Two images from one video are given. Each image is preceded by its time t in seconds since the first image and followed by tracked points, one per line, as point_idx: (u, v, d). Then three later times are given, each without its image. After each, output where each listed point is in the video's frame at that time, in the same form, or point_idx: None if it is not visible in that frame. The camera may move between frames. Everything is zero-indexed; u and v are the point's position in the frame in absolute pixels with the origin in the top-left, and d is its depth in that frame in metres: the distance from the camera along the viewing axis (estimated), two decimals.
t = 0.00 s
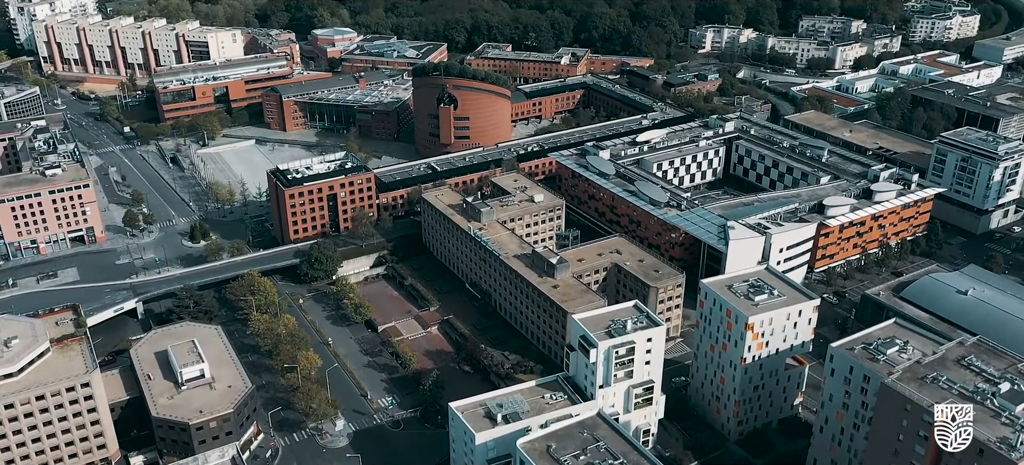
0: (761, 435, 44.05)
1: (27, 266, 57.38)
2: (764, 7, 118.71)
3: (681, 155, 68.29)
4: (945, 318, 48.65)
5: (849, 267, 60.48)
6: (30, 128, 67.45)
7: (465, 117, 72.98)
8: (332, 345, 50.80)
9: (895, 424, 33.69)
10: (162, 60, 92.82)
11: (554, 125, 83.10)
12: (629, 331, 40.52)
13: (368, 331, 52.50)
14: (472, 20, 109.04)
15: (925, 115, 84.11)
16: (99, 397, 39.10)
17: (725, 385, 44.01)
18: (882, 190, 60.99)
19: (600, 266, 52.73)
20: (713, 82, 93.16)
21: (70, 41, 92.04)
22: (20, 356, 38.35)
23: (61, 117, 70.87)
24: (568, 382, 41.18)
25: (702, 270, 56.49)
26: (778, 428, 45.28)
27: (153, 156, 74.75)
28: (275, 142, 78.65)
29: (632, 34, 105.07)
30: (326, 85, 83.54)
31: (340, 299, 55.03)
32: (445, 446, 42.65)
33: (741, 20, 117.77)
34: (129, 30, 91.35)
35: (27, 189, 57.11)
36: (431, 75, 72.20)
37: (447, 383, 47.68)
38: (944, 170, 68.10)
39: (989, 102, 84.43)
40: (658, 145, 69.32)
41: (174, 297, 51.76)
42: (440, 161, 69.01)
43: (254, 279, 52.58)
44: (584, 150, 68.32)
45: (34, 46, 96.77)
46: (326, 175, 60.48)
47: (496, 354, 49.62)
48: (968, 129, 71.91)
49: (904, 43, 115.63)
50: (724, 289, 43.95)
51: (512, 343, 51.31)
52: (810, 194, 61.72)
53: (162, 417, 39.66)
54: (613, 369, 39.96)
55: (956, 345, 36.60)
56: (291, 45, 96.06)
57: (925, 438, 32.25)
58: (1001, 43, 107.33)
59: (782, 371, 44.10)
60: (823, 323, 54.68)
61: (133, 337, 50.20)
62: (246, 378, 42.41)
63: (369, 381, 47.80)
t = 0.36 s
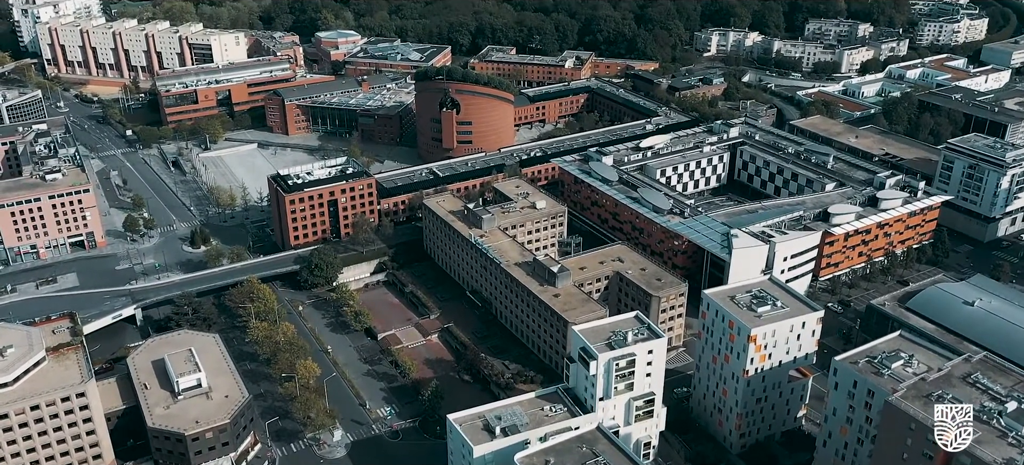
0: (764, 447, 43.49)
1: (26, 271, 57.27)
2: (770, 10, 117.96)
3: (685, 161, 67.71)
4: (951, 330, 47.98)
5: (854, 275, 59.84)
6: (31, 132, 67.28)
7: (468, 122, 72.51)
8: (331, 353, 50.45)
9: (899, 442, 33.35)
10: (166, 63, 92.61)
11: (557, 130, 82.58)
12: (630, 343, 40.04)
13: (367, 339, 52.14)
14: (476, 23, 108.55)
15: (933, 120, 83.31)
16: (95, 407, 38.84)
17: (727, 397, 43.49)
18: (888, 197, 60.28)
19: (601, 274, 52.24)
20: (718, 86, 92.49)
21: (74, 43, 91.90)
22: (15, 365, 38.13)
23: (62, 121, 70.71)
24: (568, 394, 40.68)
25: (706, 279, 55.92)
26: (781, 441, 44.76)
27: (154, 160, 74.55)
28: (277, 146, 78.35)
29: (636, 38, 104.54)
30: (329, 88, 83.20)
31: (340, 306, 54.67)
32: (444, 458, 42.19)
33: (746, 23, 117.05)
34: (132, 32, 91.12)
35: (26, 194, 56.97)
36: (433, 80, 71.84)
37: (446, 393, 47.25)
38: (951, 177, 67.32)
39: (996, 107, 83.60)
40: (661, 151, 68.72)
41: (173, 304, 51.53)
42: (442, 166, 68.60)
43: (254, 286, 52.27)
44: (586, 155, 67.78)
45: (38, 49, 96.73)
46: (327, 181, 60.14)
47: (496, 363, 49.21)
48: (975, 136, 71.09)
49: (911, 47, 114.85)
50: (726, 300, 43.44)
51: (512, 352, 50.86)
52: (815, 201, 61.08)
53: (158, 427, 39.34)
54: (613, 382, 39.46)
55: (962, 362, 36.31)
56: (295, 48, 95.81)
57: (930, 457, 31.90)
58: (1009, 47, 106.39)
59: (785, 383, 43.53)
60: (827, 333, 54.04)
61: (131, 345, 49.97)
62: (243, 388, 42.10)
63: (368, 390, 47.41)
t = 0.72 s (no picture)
0: None
1: (25, 282, 57.06)
2: (775, 18, 117.39)
3: (688, 172, 67.15)
4: (957, 347, 47.28)
5: (858, 289, 59.16)
6: (32, 141, 67.11)
7: (470, 132, 72.09)
8: (330, 367, 50.07)
9: None
10: (169, 70, 92.43)
11: (560, 139, 82.10)
12: (631, 360, 39.51)
13: (367, 352, 51.71)
14: (480, 31, 108.12)
15: (939, 131, 82.54)
16: (89, 422, 38.54)
17: (729, 415, 42.89)
18: (894, 210, 59.60)
19: (603, 288, 51.71)
20: (723, 95, 91.92)
21: (77, 50, 91.81)
22: (9, 380, 37.89)
23: (64, 129, 70.52)
24: (568, 411, 40.17)
25: (708, 293, 55.33)
26: (784, 459, 44.15)
27: (156, 169, 74.35)
28: (279, 155, 78.05)
29: (641, 46, 104.03)
30: (331, 97, 82.94)
31: (340, 319, 54.27)
32: None
33: (752, 31, 116.41)
34: (135, 39, 90.91)
35: (26, 204, 56.81)
36: (436, 89, 71.53)
37: (445, 408, 46.77)
38: (957, 189, 66.60)
39: (1004, 117, 82.81)
40: (665, 162, 68.17)
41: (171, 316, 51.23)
42: (444, 176, 68.19)
43: (252, 298, 51.91)
44: (589, 166, 67.29)
45: (42, 56, 96.67)
46: (328, 192, 59.79)
47: (496, 378, 48.74)
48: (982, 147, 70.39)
49: (917, 55, 114.11)
50: (728, 316, 42.90)
51: (512, 367, 50.34)
52: (820, 214, 60.44)
53: (152, 443, 38.96)
54: (613, 399, 38.93)
55: (968, 384, 36.26)
56: (298, 55, 95.58)
57: None
58: (1016, 56, 105.59)
59: (788, 401, 42.92)
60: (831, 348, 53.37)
61: (129, 357, 49.65)
62: (239, 403, 41.70)
63: (367, 405, 46.97)
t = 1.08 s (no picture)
0: None
1: (20, 304, 56.71)
2: (776, 37, 117.35)
3: (689, 193, 66.69)
4: (961, 373, 46.59)
5: (861, 312, 58.46)
6: (30, 161, 66.95)
7: (470, 152, 71.77)
8: (325, 391, 49.45)
9: None
10: (169, 89, 92.38)
11: (560, 159, 81.72)
12: (629, 388, 38.85)
13: (363, 376, 51.10)
14: (481, 50, 107.99)
15: (941, 152, 81.99)
16: (79, 449, 38.03)
17: (729, 443, 42.17)
18: (896, 233, 59.01)
19: (602, 312, 51.11)
20: (724, 115, 91.52)
21: (78, 69, 91.91)
22: None
23: (62, 149, 70.41)
24: (565, 439, 39.66)
25: (708, 317, 54.69)
26: None
27: (154, 189, 74.13)
28: (278, 175, 77.77)
29: (642, 65, 103.93)
30: (330, 116, 82.76)
31: (336, 342, 53.73)
32: None
33: (753, 50, 116.28)
34: (136, 58, 90.96)
35: (21, 225, 56.58)
36: (435, 109, 71.35)
37: (441, 435, 46.09)
38: (960, 211, 65.99)
39: (1007, 137, 82.29)
40: (665, 184, 67.72)
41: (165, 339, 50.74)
42: (442, 197, 67.80)
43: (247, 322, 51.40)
44: (589, 188, 66.86)
45: (43, 75, 96.83)
46: (325, 213, 59.43)
47: (493, 404, 48.07)
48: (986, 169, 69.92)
49: (919, 75, 113.86)
50: (728, 343, 42.31)
51: (510, 392, 49.69)
52: (822, 236, 59.87)
53: None
54: (611, 428, 38.27)
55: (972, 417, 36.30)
56: (298, 74, 95.60)
57: None
58: (1019, 76, 105.24)
59: (789, 429, 42.22)
60: (834, 373, 52.59)
61: (122, 381, 49.09)
62: (231, 430, 41.09)
63: (361, 431, 46.32)
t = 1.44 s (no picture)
0: None
1: (16, 325, 56.34)
2: (779, 57, 117.28)
3: (691, 215, 66.19)
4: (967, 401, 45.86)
5: (865, 337, 57.71)
6: (29, 181, 66.80)
7: (470, 172, 71.45)
8: (322, 417, 48.78)
9: None
10: (170, 108, 92.38)
11: (562, 179, 81.28)
12: (628, 416, 38.24)
13: (360, 400, 50.47)
14: (483, 69, 107.75)
15: (946, 173, 81.35)
16: None
17: None
18: (900, 256, 58.35)
19: (602, 336, 50.49)
20: (727, 134, 91.03)
21: (80, 88, 92.06)
22: None
23: (62, 169, 70.26)
24: None
25: (710, 341, 54.04)
26: None
27: (154, 208, 73.93)
28: (278, 195, 77.49)
29: (644, 84, 103.77)
30: (331, 136, 82.61)
31: (334, 365, 53.17)
32: None
33: (756, 69, 116.04)
34: (138, 77, 91.05)
35: (18, 246, 56.31)
36: (436, 129, 71.22)
37: (439, 462, 45.38)
38: (965, 234, 65.33)
39: (1011, 158, 81.72)
40: (667, 205, 67.23)
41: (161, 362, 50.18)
42: (442, 218, 67.41)
43: (244, 345, 50.84)
44: (590, 209, 66.43)
45: (45, 93, 97.02)
46: (324, 234, 59.06)
47: (491, 430, 47.34)
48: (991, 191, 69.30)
49: (922, 94, 113.56)
50: (730, 370, 41.70)
51: (508, 417, 49.01)
52: (825, 259, 59.26)
53: None
54: (609, 457, 37.65)
55: (980, 450, 35.51)
56: (300, 93, 95.66)
57: None
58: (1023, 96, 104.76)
59: (792, 458, 41.46)
60: (838, 398, 51.79)
61: (116, 405, 48.46)
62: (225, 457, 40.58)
63: (357, 457, 45.63)
